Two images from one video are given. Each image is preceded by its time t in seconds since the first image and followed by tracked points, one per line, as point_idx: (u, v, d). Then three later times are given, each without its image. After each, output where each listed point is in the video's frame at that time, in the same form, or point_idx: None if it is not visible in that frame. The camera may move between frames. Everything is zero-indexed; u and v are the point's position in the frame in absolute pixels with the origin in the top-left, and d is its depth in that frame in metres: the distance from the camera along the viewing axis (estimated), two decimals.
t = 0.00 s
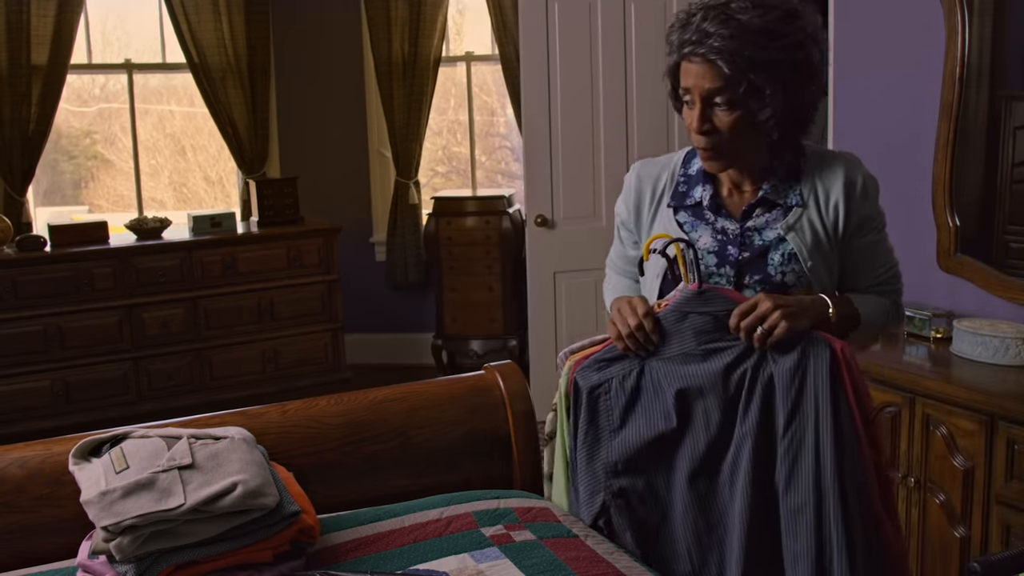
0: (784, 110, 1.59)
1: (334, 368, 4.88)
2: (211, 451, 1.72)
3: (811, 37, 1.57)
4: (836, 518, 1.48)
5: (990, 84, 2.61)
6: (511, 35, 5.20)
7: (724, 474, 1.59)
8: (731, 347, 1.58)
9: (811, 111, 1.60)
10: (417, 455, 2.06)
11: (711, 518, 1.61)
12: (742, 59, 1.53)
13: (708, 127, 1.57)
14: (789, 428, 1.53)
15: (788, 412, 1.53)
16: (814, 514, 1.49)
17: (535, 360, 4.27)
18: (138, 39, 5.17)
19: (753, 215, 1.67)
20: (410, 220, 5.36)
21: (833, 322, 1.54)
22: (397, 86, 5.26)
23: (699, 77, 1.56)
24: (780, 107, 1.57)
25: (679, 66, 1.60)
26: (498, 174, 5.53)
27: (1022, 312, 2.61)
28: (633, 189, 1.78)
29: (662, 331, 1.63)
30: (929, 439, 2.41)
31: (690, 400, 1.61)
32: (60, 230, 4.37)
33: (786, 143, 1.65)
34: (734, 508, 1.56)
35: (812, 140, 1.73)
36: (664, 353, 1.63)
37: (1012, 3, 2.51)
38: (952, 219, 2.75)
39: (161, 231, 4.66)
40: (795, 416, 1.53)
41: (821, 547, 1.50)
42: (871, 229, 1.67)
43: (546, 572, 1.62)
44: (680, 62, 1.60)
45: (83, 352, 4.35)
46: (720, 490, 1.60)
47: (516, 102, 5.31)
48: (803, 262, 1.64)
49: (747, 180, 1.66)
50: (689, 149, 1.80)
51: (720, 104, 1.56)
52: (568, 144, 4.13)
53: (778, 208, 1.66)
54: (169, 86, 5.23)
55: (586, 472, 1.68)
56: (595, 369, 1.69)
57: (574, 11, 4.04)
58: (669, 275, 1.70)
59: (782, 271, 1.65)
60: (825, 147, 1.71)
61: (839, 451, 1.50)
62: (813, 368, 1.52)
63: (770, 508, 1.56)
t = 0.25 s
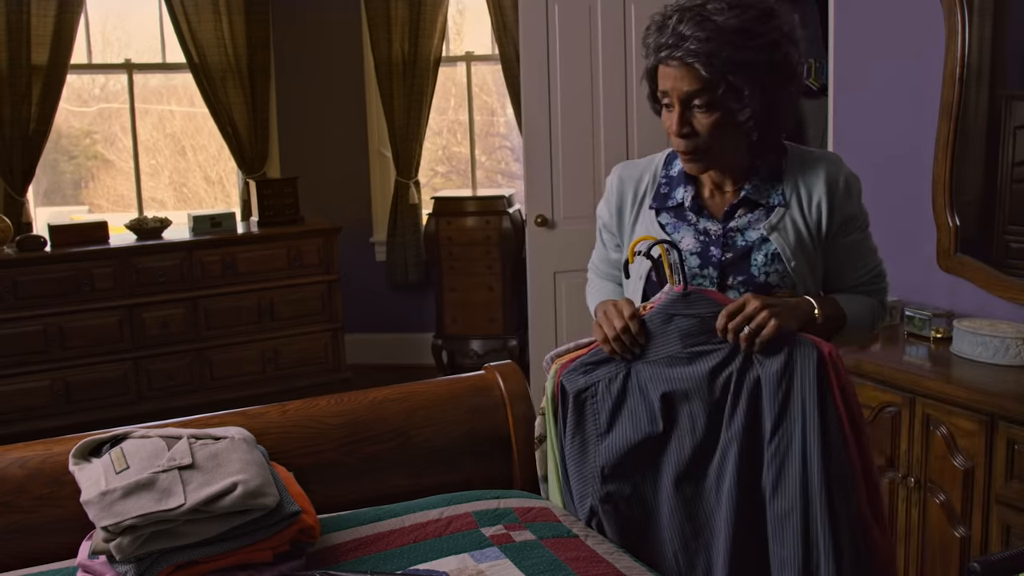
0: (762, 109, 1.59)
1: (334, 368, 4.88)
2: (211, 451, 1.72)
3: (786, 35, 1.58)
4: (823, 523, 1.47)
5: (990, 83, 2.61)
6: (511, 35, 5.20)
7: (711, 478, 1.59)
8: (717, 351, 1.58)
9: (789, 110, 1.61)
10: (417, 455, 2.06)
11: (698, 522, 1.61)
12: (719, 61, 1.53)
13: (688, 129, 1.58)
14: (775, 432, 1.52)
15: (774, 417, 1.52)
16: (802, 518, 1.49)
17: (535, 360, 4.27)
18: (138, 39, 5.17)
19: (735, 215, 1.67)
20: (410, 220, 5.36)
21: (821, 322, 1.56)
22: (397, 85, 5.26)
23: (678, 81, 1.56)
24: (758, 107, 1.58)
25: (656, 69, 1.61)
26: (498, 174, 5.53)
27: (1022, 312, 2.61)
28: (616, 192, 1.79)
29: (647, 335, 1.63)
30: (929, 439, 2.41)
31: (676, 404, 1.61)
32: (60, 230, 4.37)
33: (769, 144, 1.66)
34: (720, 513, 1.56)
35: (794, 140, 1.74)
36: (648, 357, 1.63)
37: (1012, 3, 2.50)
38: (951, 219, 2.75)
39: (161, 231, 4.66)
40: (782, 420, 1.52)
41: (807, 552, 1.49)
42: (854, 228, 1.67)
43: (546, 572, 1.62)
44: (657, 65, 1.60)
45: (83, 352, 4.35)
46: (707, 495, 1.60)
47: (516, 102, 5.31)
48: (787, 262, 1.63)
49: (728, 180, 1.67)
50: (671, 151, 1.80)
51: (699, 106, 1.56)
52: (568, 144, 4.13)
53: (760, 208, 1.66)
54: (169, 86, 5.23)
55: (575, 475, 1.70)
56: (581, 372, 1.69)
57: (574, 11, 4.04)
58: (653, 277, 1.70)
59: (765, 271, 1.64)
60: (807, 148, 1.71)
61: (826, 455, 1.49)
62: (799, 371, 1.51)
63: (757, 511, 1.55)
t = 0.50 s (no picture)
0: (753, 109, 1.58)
1: (334, 368, 4.88)
2: (211, 451, 1.72)
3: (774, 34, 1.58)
4: (816, 528, 1.45)
5: (990, 83, 2.60)
6: (511, 35, 5.20)
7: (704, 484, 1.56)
8: (711, 353, 1.56)
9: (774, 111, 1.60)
10: (417, 455, 2.06)
11: (690, 527, 1.58)
12: (715, 61, 1.52)
13: (685, 131, 1.55)
14: (769, 436, 1.51)
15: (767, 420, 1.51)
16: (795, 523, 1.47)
17: (535, 360, 4.27)
18: (138, 39, 5.17)
19: (718, 215, 1.65)
20: (410, 219, 5.36)
21: (813, 325, 1.53)
22: (397, 86, 5.26)
23: (674, 82, 1.53)
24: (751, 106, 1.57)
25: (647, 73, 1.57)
26: (498, 174, 5.53)
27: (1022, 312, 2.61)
28: (597, 194, 1.75)
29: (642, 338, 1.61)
30: (929, 439, 2.41)
31: (669, 407, 1.59)
32: (60, 230, 4.37)
33: (749, 144, 1.65)
34: (713, 518, 1.53)
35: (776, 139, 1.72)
36: (645, 359, 1.61)
37: (1012, 3, 2.50)
38: (951, 219, 2.76)
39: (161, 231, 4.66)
40: (775, 423, 1.51)
41: (800, 558, 1.47)
42: (838, 228, 1.65)
43: (545, 572, 1.62)
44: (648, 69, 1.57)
45: (83, 352, 4.35)
46: (700, 500, 1.57)
47: (516, 102, 5.31)
48: (771, 261, 1.61)
49: (711, 180, 1.64)
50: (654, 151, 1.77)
51: (695, 107, 1.54)
52: (568, 144, 4.13)
53: (743, 208, 1.63)
54: (169, 86, 5.23)
55: (571, 478, 1.68)
56: (575, 375, 1.67)
57: (574, 11, 4.04)
58: (637, 278, 1.68)
59: (749, 271, 1.62)
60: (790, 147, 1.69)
61: (819, 460, 1.47)
62: (793, 373, 1.50)
63: (750, 517, 1.53)
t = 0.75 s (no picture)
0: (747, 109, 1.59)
1: (334, 368, 4.88)
2: (211, 451, 1.72)
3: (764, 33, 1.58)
4: (808, 533, 1.44)
5: (990, 83, 2.60)
6: (511, 35, 5.20)
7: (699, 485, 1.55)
8: (706, 355, 1.55)
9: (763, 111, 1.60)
10: (417, 455, 2.06)
11: (687, 528, 1.57)
12: (713, 62, 1.51)
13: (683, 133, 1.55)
14: (763, 440, 1.49)
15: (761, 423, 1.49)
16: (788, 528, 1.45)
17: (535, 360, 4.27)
18: (138, 39, 5.17)
19: (705, 216, 1.65)
20: (410, 219, 5.36)
21: (808, 326, 1.53)
22: (397, 85, 5.26)
23: (673, 84, 1.52)
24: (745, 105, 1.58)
25: (642, 75, 1.56)
26: (498, 174, 5.53)
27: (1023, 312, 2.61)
28: (581, 191, 1.74)
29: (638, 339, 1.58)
30: (929, 439, 2.41)
31: (664, 409, 1.58)
32: (60, 230, 4.37)
33: (734, 145, 1.66)
34: (706, 521, 1.53)
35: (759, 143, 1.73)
36: (641, 360, 1.59)
37: (1012, 3, 2.50)
38: (951, 219, 2.76)
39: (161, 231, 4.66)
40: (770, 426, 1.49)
41: (793, 564, 1.45)
42: (822, 227, 1.66)
43: (545, 572, 1.62)
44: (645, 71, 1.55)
45: (83, 352, 4.35)
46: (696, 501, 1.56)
47: (516, 102, 5.31)
48: (758, 261, 1.61)
49: (698, 180, 1.64)
50: (641, 151, 1.77)
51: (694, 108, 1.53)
52: (568, 144, 4.13)
53: (729, 208, 1.63)
54: (169, 86, 5.23)
55: (569, 478, 1.67)
56: (571, 376, 1.66)
57: (574, 11, 4.04)
58: (626, 278, 1.66)
59: (737, 271, 1.61)
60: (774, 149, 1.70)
61: (813, 464, 1.45)
62: (787, 377, 1.48)
63: (744, 520, 1.52)
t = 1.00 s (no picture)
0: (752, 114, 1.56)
1: (334, 368, 4.88)
2: (211, 451, 1.72)
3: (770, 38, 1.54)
4: (812, 543, 1.43)
5: (990, 83, 2.60)
6: (511, 35, 5.20)
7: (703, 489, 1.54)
8: (713, 360, 1.53)
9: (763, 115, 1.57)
10: (417, 456, 2.06)
11: (688, 531, 1.56)
12: (722, 67, 1.48)
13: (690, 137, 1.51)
14: (768, 446, 1.48)
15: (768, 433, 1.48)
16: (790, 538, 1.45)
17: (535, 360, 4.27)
18: (138, 39, 5.17)
19: (707, 219, 1.63)
20: (410, 219, 5.36)
21: (815, 329, 1.52)
22: (397, 85, 5.25)
23: (684, 88, 1.48)
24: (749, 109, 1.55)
25: (649, 78, 1.51)
26: (498, 174, 5.53)
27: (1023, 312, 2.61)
28: (578, 191, 1.72)
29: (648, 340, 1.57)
30: (929, 439, 2.41)
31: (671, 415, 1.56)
32: (60, 230, 4.37)
33: (734, 145, 1.65)
34: (709, 528, 1.52)
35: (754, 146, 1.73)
36: (650, 361, 1.57)
37: (1012, 3, 2.50)
38: (951, 219, 2.76)
39: (161, 231, 4.66)
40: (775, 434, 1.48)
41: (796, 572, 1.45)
42: (822, 227, 1.66)
43: (545, 572, 1.62)
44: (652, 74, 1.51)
45: (83, 352, 4.35)
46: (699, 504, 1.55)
47: (516, 102, 5.31)
48: (761, 261, 1.60)
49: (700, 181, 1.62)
50: (640, 150, 1.76)
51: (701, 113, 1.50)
52: (568, 144, 4.13)
53: (731, 209, 1.62)
54: (169, 86, 5.23)
55: (573, 477, 1.66)
56: (580, 374, 1.64)
57: (574, 11, 4.04)
58: (629, 280, 1.64)
59: (742, 272, 1.60)
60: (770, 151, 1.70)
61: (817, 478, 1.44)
62: (795, 385, 1.47)
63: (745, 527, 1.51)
